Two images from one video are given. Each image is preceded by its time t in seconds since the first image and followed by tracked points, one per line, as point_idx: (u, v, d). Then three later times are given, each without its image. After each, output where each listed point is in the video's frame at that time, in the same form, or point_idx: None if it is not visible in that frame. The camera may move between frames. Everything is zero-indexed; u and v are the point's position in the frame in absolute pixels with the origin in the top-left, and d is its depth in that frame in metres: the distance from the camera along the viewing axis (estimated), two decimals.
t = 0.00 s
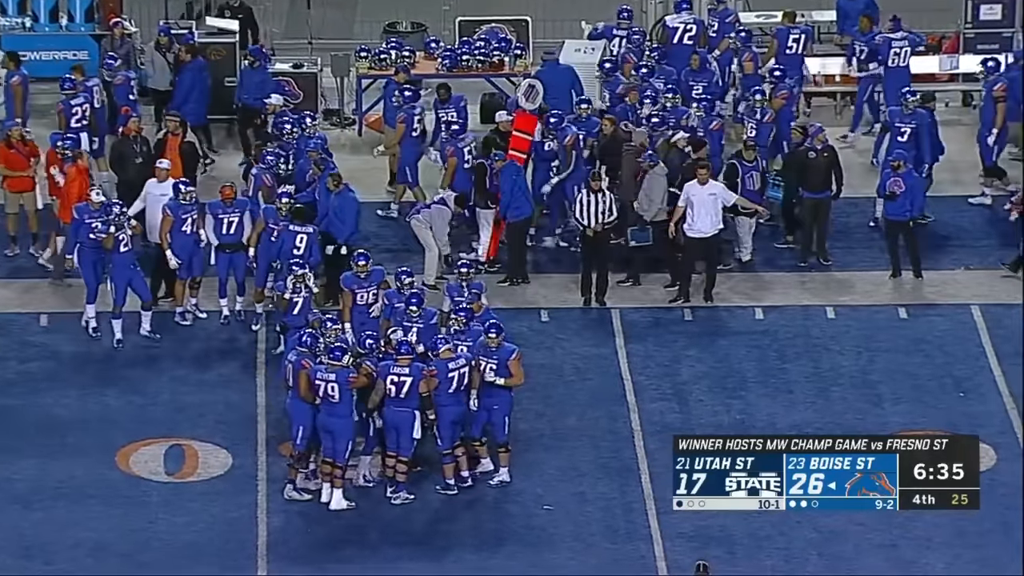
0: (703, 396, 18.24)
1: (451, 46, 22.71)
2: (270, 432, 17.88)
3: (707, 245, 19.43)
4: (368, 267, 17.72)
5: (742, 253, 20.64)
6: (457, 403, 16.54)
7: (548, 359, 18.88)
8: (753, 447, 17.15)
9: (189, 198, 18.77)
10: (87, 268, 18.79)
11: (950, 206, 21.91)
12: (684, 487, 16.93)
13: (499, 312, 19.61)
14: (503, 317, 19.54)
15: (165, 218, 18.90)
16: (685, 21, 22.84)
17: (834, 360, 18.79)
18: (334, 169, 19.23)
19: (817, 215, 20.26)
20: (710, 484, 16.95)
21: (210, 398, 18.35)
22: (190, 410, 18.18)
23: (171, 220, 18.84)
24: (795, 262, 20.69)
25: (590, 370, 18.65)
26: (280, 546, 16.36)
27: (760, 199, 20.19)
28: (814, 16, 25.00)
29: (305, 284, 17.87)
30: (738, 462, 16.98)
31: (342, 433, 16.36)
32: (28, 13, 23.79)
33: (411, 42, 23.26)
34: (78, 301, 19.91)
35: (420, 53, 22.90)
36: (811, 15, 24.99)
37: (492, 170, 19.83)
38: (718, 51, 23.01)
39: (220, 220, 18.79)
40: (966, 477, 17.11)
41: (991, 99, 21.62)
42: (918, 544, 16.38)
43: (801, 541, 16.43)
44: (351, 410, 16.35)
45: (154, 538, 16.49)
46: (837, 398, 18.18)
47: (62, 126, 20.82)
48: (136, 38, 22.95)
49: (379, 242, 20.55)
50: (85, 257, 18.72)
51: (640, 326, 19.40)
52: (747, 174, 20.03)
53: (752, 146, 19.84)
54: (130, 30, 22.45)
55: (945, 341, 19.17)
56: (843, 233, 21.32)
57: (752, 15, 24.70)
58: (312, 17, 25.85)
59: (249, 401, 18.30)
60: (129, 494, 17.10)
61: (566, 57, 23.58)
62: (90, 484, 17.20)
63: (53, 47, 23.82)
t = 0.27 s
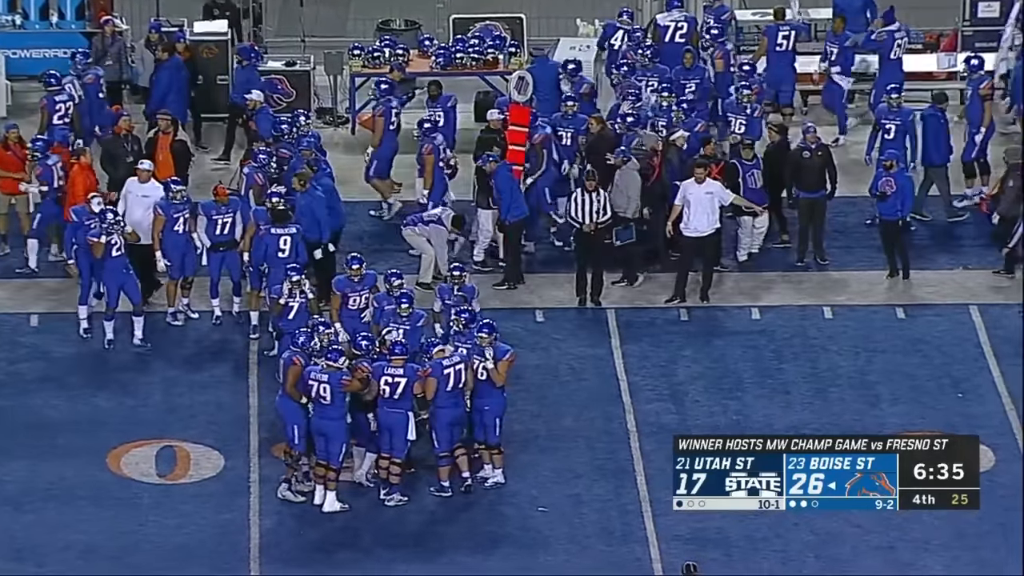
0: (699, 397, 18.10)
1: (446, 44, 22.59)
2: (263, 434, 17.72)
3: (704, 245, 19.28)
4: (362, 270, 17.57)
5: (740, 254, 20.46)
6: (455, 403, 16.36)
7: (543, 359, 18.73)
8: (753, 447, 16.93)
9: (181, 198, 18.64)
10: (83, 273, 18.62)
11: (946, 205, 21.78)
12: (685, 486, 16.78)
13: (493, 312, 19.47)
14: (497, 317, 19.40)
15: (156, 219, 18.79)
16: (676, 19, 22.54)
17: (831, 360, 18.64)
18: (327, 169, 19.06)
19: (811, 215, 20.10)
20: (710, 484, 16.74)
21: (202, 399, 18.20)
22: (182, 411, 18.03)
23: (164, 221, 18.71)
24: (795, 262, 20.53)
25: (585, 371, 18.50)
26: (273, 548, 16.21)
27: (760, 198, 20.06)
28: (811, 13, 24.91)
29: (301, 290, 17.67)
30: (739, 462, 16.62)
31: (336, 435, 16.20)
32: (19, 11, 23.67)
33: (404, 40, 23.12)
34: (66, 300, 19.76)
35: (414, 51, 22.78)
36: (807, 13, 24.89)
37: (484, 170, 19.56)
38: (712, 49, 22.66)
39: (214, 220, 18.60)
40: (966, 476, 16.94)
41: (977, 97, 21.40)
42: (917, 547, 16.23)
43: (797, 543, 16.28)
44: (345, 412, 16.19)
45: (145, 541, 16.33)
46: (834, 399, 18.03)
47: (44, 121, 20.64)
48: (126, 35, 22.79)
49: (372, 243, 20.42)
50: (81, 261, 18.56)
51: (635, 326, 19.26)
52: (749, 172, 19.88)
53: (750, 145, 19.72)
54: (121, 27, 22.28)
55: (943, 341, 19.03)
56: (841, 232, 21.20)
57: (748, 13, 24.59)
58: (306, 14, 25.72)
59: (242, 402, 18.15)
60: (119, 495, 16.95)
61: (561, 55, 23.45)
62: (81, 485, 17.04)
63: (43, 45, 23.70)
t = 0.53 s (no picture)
0: (695, 397, 17.96)
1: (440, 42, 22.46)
2: (255, 435, 17.58)
3: (699, 244, 19.14)
4: (347, 286, 17.32)
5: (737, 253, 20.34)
6: (456, 406, 16.16)
7: (538, 360, 18.59)
8: (752, 448, 16.81)
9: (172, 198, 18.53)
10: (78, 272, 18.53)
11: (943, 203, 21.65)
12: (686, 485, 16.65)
13: (487, 313, 19.34)
14: (492, 317, 19.27)
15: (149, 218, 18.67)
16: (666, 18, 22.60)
17: (828, 360, 18.51)
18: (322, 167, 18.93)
19: (806, 217, 19.98)
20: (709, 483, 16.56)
21: (194, 400, 18.06)
22: (174, 412, 17.89)
23: (157, 220, 18.58)
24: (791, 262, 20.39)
25: (581, 371, 18.37)
26: (267, 550, 16.08)
27: (760, 196, 19.94)
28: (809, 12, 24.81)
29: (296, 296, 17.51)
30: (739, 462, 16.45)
31: (330, 436, 16.06)
32: (9, 10, 23.49)
33: (398, 38, 22.99)
34: (56, 300, 19.62)
35: (408, 49, 22.66)
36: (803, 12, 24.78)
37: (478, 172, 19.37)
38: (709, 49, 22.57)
39: (210, 220, 18.53)
40: (967, 476, 16.78)
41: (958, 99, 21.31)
42: (914, 549, 16.09)
43: (794, 546, 16.14)
44: (339, 414, 16.05)
45: (136, 543, 16.19)
46: (831, 399, 17.90)
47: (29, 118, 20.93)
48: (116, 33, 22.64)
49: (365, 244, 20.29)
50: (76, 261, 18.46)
51: (631, 327, 19.12)
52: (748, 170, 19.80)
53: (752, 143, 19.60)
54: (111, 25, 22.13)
55: (940, 341, 18.90)
56: (838, 231, 21.09)
57: (743, 12, 24.47)
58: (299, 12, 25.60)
59: (234, 404, 18.01)
60: (111, 497, 16.81)
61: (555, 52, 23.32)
62: (72, 487, 16.90)
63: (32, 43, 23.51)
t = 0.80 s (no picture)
0: (692, 398, 17.82)
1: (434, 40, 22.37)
2: (248, 437, 17.43)
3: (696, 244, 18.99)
4: (334, 294, 17.10)
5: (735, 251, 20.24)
6: (457, 407, 16.02)
7: (534, 360, 18.44)
8: (754, 448, 16.92)
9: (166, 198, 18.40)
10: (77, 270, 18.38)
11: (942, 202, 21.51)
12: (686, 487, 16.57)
13: (482, 313, 19.19)
14: (487, 317, 19.12)
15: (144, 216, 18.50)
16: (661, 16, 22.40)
17: (826, 361, 18.38)
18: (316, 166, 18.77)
19: (804, 215, 19.82)
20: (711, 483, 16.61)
21: (187, 402, 17.90)
22: (166, 414, 17.73)
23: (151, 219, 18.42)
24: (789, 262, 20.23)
25: (577, 372, 18.22)
26: (261, 552, 15.92)
27: (760, 195, 19.80)
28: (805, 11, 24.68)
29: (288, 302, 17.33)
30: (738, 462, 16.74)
31: (325, 438, 15.92)
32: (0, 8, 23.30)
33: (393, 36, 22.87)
34: (48, 301, 19.46)
35: (402, 48, 22.53)
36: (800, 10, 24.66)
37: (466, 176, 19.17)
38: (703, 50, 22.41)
39: (209, 220, 18.36)
40: (966, 476, 16.72)
41: (938, 99, 21.23)
42: (913, 550, 15.94)
43: (793, 547, 15.98)
44: (333, 415, 15.90)
45: (129, 545, 16.03)
46: (829, 400, 17.76)
47: (7, 117, 20.69)
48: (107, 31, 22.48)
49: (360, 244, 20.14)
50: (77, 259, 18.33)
51: (627, 327, 18.98)
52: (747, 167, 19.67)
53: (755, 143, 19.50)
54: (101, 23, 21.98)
55: (939, 342, 18.77)
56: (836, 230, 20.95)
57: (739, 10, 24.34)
58: (293, 10, 25.46)
59: (227, 405, 17.86)
60: (103, 499, 16.65)
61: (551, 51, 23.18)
62: (64, 489, 16.74)
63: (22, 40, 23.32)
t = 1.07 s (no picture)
0: (690, 399, 17.68)
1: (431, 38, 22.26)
2: (243, 439, 17.28)
3: (696, 246, 18.85)
4: (335, 287, 17.07)
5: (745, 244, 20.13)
6: (456, 409, 15.88)
7: (531, 362, 18.30)
8: (754, 448, 16.85)
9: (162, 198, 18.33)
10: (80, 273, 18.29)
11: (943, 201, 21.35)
12: (686, 486, 16.46)
13: (478, 314, 19.05)
14: (484, 318, 18.97)
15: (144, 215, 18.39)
16: (659, 15, 22.21)
17: (825, 361, 18.24)
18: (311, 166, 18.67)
19: (804, 215, 19.67)
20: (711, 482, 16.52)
21: (181, 403, 17.76)
22: (160, 416, 17.58)
23: (150, 219, 18.33)
24: (789, 263, 20.04)
25: (575, 373, 18.08)
26: (254, 555, 15.78)
27: (760, 196, 19.67)
28: (805, 7, 24.54)
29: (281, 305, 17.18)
30: (738, 462, 16.70)
31: (322, 442, 15.81)
32: None
33: (389, 34, 22.75)
34: (41, 301, 19.31)
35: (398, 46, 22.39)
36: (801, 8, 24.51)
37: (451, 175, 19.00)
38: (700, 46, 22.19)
39: (208, 220, 18.26)
40: (967, 477, 16.61)
41: (922, 97, 21.19)
42: (913, 553, 15.80)
43: (792, 549, 15.84)
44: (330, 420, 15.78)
45: (122, 548, 15.88)
46: (828, 401, 17.62)
47: None
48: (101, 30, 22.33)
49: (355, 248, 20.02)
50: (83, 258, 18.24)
51: (626, 327, 18.84)
52: (746, 167, 19.59)
53: (758, 144, 19.49)
54: (94, 20, 21.85)
55: (940, 342, 18.63)
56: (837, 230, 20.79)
57: (739, 8, 24.20)
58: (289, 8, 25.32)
59: (223, 406, 17.71)
60: (97, 501, 16.50)
61: (549, 49, 23.03)
62: (57, 490, 16.60)
63: (16, 39, 23.16)
